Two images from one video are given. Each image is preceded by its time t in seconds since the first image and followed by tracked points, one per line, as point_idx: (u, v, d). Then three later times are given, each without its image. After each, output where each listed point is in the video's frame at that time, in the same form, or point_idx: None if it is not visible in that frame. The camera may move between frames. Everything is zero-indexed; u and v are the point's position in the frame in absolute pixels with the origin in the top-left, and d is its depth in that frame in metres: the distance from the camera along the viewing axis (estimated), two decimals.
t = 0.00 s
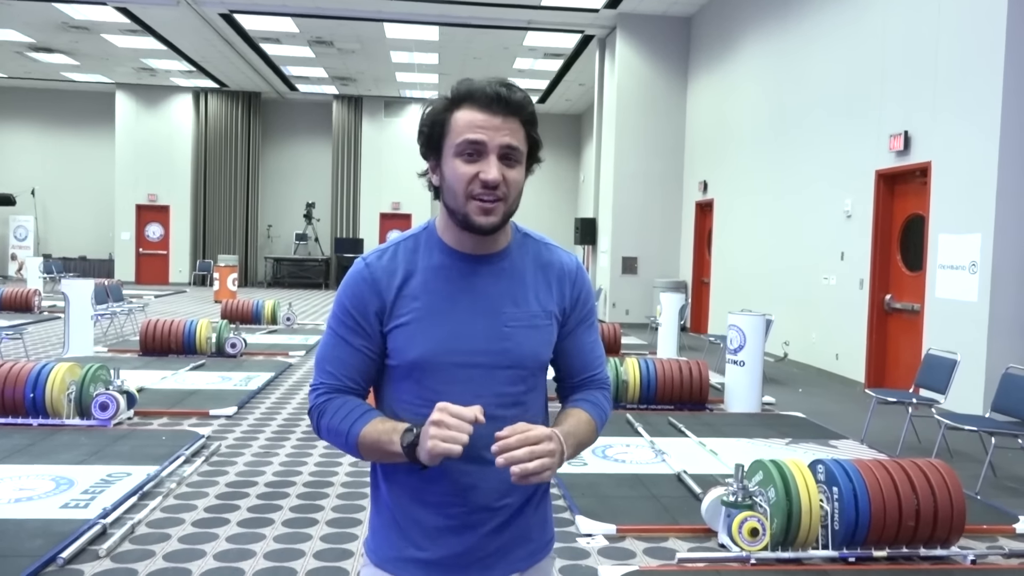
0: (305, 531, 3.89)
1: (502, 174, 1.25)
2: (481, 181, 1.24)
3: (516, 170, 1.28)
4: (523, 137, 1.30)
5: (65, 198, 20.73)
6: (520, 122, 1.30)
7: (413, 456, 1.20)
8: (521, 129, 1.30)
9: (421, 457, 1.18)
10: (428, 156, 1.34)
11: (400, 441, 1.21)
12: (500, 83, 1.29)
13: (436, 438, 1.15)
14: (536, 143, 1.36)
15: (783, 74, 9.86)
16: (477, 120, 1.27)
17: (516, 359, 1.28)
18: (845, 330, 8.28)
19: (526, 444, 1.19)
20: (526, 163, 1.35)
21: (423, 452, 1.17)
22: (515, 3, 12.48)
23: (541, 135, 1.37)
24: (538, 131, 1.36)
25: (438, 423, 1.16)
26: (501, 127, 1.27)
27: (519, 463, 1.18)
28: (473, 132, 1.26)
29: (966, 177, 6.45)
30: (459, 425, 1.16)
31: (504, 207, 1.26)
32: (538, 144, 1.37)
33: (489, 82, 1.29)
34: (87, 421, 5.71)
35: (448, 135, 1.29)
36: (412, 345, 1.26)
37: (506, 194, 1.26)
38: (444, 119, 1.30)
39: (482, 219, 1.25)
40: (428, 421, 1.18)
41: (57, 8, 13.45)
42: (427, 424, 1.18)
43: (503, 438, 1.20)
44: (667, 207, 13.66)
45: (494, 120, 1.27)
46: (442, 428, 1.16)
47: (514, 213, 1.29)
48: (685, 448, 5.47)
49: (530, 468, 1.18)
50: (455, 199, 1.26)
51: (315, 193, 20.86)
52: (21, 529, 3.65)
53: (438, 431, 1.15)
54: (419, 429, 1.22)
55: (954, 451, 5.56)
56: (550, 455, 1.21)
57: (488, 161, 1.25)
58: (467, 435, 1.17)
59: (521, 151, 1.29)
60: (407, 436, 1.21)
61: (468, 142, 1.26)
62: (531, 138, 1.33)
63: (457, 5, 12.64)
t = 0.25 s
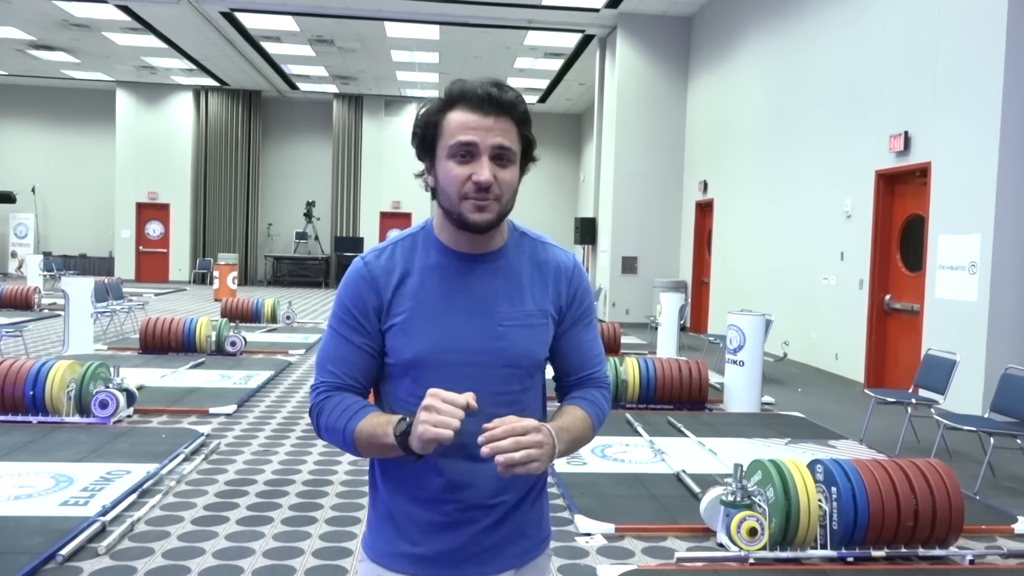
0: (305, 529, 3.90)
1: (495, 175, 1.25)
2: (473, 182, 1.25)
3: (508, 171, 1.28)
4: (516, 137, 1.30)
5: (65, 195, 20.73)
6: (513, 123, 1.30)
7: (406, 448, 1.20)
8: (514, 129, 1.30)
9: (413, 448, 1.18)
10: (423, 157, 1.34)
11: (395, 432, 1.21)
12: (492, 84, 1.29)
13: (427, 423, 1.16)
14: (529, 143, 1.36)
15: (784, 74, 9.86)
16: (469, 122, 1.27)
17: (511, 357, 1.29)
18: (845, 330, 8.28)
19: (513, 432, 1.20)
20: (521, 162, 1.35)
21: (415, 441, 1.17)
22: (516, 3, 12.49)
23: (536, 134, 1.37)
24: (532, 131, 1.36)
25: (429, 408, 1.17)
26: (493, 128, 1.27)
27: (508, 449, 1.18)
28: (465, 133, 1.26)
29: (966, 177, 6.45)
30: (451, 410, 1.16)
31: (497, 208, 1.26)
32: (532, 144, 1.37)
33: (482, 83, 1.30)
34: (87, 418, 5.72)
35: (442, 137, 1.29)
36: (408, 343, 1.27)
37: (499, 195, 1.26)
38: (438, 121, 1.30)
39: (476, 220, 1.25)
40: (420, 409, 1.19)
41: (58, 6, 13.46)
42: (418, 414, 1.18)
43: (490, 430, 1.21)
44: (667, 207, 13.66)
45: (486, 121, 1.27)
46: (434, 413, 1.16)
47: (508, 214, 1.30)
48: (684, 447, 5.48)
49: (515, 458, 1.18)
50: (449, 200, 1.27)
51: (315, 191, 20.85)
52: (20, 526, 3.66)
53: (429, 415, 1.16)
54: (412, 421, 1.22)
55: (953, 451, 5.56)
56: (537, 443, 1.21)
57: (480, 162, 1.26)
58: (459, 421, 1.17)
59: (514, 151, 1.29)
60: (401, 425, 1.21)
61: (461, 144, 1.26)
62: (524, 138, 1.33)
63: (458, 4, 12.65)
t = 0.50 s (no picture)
0: (304, 529, 3.90)
1: (490, 176, 1.26)
2: (469, 184, 1.25)
3: (504, 172, 1.28)
4: (512, 139, 1.30)
5: (65, 195, 20.73)
6: (509, 124, 1.30)
7: (396, 451, 1.20)
8: (510, 130, 1.30)
9: (401, 451, 1.19)
10: (420, 159, 1.34)
11: (383, 435, 1.22)
12: (488, 86, 1.30)
13: (413, 432, 1.16)
14: (526, 144, 1.36)
15: (783, 74, 9.86)
16: (466, 123, 1.27)
17: (507, 357, 1.29)
18: (844, 330, 8.29)
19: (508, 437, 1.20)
20: (517, 163, 1.35)
21: (401, 446, 1.18)
22: (515, 3, 12.49)
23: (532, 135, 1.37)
24: (529, 132, 1.36)
25: (416, 417, 1.17)
26: (489, 130, 1.27)
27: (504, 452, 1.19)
28: (461, 135, 1.27)
29: (965, 178, 6.46)
30: (437, 419, 1.17)
31: (493, 210, 1.27)
32: (528, 146, 1.38)
33: (477, 85, 1.30)
34: (87, 418, 5.72)
35: (438, 139, 1.29)
36: (404, 343, 1.27)
37: (495, 196, 1.27)
38: (434, 122, 1.31)
39: (473, 221, 1.25)
40: (409, 415, 1.19)
41: (58, 5, 13.46)
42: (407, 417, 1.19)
43: (488, 433, 1.21)
44: (667, 207, 13.66)
45: (482, 122, 1.28)
46: (420, 422, 1.17)
47: (504, 215, 1.30)
48: (684, 447, 5.48)
49: (513, 461, 1.19)
50: (445, 202, 1.27)
51: (315, 191, 20.85)
52: (19, 526, 3.65)
53: (414, 424, 1.16)
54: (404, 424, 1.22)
55: (952, 451, 5.57)
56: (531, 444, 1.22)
57: (476, 164, 1.26)
58: (444, 429, 1.18)
59: (510, 153, 1.29)
60: (389, 431, 1.21)
61: (457, 146, 1.26)
62: (521, 139, 1.33)
63: (458, 4, 12.65)
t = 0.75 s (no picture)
0: (306, 529, 3.90)
1: (489, 178, 1.26)
2: (468, 186, 1.25)
3: (503, 173, 1.29)
4: (511, 140, 1.30)
5: (68, 196, 20.78)
6: (507, 126, 1.30)
7: (399, 454, 1.21)
8: (509, 132, 1.30)
9: (406, 456, 1.19)
10: (419, 161, 1.35)
11: (386, 439, 1.22)
12: (486, 88, 1.30)
13: (419, 437, 1.17)
14: (524, 146, 1.37)
15: (785, 76, 9.86)
16: (465, 125, 1.28)
17: (506, 359, 1.29)
18: (846, 331, 8.28)
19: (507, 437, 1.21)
20: (516, 165, 1.35)
21: (407, 451, 1.18)
22: (517, 4, 12.51)
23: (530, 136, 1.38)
24: (527, 133, 1.36)
25: (422, 421, 1.17)
26: (488, 132, 1.27)
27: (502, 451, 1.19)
28: (460, 137, 1.27)
29: (967, 179, 6.45)
30: (443, 425, 1.17)
31: (493, 211, 1.27)
32: (526, 147, 1.38)
33: (475, 87, 1.30)
34: (90, 418, 5.73)
35: (437, 141, 1.30)
36: (404, 344, 1.27)
37: (494, 197, 1.27)
38: (433, 125, 1.31)
39: (472, 223, 1.26)
40: (412, 421, 1.19)
41: (61, 7, 13.50)
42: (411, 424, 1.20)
43: (489, 434, 1.22)
44: (669, 208, 13.66)
45: (481, 124, 1.28)
46: (426, 427, 1.17)
47: (503, 216, 1.31)
48: (686, 449, 5.47)
49: (514, 462, 1.19)
50: (444, 204, 1.28)
51: (317, 192, 20.86)
52: (22, 526, 3.66)
53: (421, 430, 1.17)
54: (405, 429, 1.23)
55: (954, 452, 5.56)
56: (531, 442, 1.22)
57: (475, 165, 1.26)
58: (450, 434, 1.18)
59: (509, 154, 1.29)
60: (394, 435, 1.22)
61: (456, 148, 1.27)
62: (519, 141, 1.33)
63: (460, 5, 12.67)
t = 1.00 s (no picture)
0: (310, 532, 3.90)
1: (492, 180, 1.27)
2: (471, 188, 1.26)
3: (506, 175, 1.29)
4: (512, 141, 1.31)
5: (75, 199, 20.87)
6: (509, 127, 1.31)
7: (403, 461, 1.22)
8: (511, 133, 1.31)
9: (410, 461, 1.20)
10: (421, 165, 1.35)
11: (390, 444, 1.23)
12: (487, 90, 1.31)
13: (423, 441, 1.18)
14: (527, 148, 1.37)
15: (790, 80, 9.86)
16: (466, 127, 1.28)
17: (509, 362, 1.29)
18: (852, 336, 8.26)
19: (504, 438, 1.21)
20: (519, 167, 1.35)
21: (412, 457, 1.19)
22: (522, 8, 12.54)
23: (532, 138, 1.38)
24: (529, 135, 1.37)
25: (425, 426, 1.18)
26: (489, 133, 1.28)
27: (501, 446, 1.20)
28: (461, 139, 1.28)
29: (973, 182, 6.44)
30: (447, 428, 1.18)
31: (495, 214, 1.28)
32: (529, 148, 1.38)
33: (476, 89, 1.31)
34: (95, 421, 5.75)
35: (439, 143, 1.30)
36: (407, 349, 1.27)
37: (497, 201, 1.28)
38: (434, 129, 1.32)
39: (474, 225, 1.26)
40: (416, 428, 1.20)
41: (68, 11, 13.57)
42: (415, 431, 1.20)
43: (491, 438, 1.22)
44: (674, 212, 13.66)
45: (482, 126, 1.28)
46: (429, 432, 1.18)
47: (506, 218, 1.31)
48: (691, 453, 5.46)
49: (515, 467, 1.19)
50: (445, 206, 1.28)
51: (323, 196, 20.91)
52: (27, 528, 3.67)
53: (425, 434, 1.18)
54: (409, 434, 1.23)
55: (960, 457, 5.54)
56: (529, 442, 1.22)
57: (477, 167, 1.27)
58: (455, 437, 1.19)
59: (511, 155, 1.30)
60: (398, 440, 1.22)
61: (457, 150, 1.27)
62: (522, 143, 1.34)
63: (465, 9, 12.71)
